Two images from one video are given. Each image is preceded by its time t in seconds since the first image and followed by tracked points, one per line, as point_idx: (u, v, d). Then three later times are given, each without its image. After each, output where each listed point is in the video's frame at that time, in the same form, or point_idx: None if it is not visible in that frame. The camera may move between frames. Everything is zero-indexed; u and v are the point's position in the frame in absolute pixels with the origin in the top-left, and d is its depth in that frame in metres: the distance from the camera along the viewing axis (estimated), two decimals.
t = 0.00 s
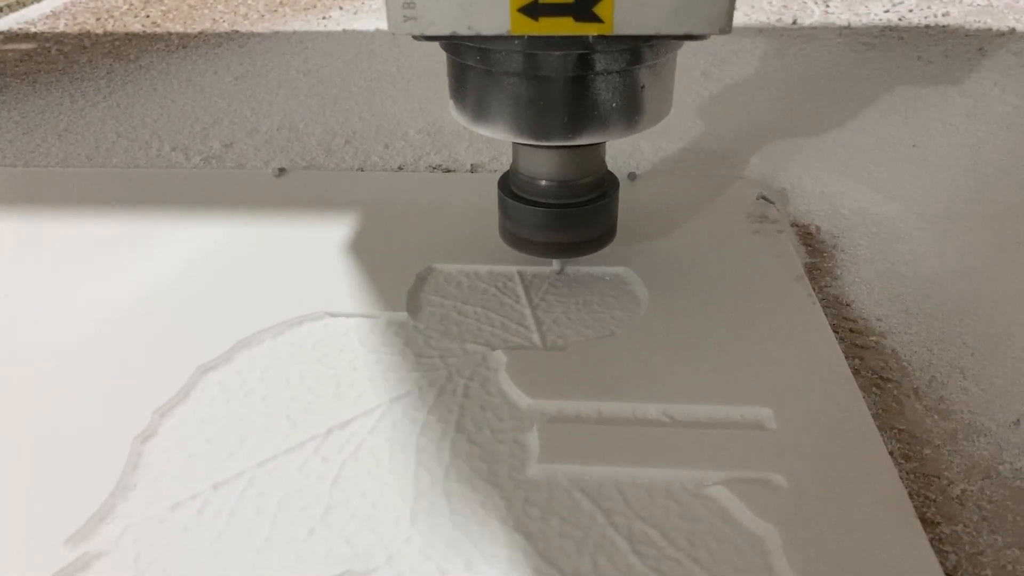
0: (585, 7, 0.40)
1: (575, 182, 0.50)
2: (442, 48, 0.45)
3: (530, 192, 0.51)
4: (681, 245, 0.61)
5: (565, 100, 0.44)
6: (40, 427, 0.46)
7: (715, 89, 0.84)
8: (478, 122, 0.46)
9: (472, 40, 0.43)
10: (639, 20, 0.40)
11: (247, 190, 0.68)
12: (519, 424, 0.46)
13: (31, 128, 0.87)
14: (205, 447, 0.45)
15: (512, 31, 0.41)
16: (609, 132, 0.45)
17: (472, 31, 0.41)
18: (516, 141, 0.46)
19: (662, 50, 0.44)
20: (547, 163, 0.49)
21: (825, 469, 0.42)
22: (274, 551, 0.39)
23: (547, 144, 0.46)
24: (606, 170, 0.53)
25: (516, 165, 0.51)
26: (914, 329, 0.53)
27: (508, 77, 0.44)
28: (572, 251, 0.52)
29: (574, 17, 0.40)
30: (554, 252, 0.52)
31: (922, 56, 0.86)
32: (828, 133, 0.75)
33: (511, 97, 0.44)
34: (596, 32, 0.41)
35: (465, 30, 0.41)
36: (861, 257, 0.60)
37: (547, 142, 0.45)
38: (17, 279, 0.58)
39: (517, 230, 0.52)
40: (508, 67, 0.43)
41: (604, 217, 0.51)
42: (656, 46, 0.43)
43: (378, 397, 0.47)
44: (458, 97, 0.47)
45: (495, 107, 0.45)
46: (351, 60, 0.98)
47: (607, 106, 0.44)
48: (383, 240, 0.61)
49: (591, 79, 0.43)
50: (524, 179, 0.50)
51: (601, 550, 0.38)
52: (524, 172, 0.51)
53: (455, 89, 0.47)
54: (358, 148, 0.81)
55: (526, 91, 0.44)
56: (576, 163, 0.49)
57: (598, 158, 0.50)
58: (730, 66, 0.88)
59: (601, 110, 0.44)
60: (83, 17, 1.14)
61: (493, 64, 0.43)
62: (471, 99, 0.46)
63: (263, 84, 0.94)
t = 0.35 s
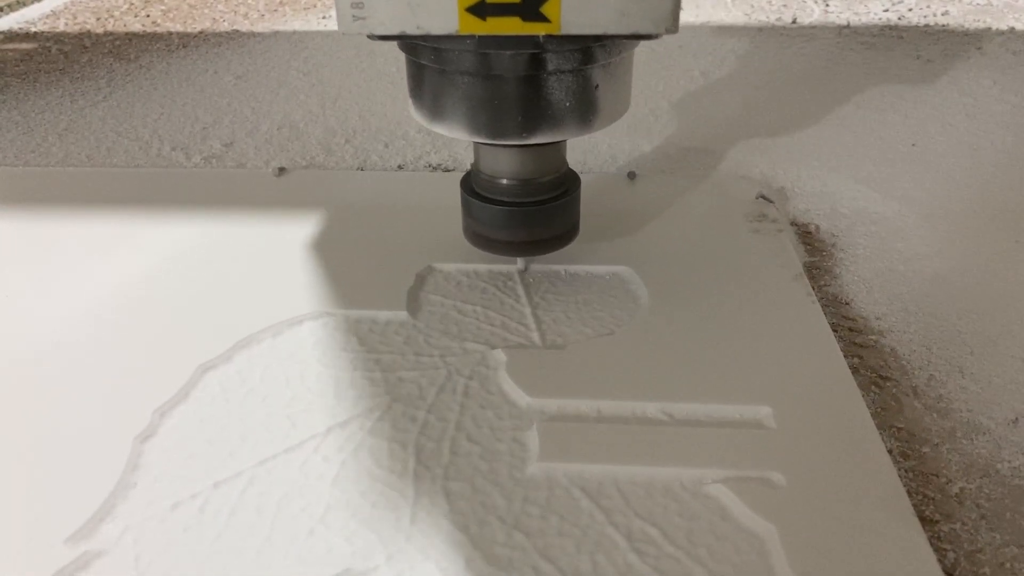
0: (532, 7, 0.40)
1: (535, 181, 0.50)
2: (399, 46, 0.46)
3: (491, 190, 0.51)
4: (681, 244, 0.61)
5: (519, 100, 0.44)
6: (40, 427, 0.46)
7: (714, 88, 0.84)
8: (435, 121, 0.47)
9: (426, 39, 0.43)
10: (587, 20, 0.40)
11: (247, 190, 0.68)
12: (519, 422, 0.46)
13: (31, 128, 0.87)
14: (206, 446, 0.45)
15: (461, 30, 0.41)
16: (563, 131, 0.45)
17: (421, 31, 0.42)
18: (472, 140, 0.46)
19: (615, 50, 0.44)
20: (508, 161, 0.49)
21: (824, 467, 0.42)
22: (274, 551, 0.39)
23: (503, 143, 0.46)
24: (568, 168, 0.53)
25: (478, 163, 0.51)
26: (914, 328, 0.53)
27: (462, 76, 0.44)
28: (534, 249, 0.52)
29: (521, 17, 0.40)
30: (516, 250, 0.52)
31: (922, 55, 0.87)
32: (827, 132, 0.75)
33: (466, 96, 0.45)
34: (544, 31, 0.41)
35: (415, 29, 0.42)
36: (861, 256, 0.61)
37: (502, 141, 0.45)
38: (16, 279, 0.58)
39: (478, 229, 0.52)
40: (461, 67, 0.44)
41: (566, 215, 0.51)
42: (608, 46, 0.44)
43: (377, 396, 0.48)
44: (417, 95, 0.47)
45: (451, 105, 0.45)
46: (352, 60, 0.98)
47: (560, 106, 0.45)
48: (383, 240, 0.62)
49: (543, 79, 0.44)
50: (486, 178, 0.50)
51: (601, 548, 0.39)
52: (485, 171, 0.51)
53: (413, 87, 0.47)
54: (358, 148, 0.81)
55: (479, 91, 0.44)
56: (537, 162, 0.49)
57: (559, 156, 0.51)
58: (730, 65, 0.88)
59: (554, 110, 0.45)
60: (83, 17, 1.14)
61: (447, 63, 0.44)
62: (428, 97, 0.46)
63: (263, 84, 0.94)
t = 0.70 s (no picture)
0: (486, 4, 0.40)
1: (501, 177, 0.50)
2: (360, 43, 0.46)
3: (457, 188, 0.51)
4: (679, 241, 0.61)
5: (478, 96, 0.44)
6: (42, 422, 0.46)
7: (713, 86, 0.85)
8: (397, 117, 0.47)
9: (383, 37, 0.43)
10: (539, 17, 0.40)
11: (247, 187, 0.68)
12: (518, 417, 0.46)
13: (33, 127, 0.88)
14: (206, 440, 0.45)
15: (415, 28, 0.41)
16: (522, 128, 0.46)
17: (376, 28, 0.42)
18: (433, 136, 0.46)
19: (572, 47, 0.44)
20: (473, 159, 0.50)
21: (820, 462, 0.42)
22: (275, 544, 0.39)
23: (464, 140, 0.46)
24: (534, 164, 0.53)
25: (444, 161, 0.51)
26: (910, 324, 0.53)
27: (421, 73, 0.44)
28: (501, 244, 0.52)
29: (475, 14, 0.40)
30: (483, 246, 0.52)
31: (920, 53, 0.87)
32: (825, 130, 0.76)
33: (425, 93, 0.45)
34: (498, 29, 0.41)
35: (369, 26, 0.41)
36: (858, 253, 0.61)
37: (462, 137, 0.46)
38: (17, 275, 0.58)
39: (445, 225, 0.52)
40: (420, 64, 0.44)
41: (532, 210, 0.52)
42: (565, 43, 0.44)
43: (377, 392, 0.48)
44: (379, 92, 0.48)
45: (411, 102, 0.45)
46: (352, 60, 0.99)
47: (519, 102, 0.45)
48: (383, 237, 0.62)
49: (501, 76, 0.44)
50: (451, 176, 0.51)
51: (598, 541, 0.39)
52: (451, 168, 0.51)
53: (375, 83, 0.47)
54: (357, 146, 0.81)
55: (438, 88, 0.44)
56: (502, 159, 0.50)
57: (524, 153, 0.51)
58: (728, 63, 0.88)
59: (513, 107, 0.45)
60: (84, 16, 1.15)
61: (405, 60, 0.44)
62: (389, 94, 0.46)
63: (264, 82, 0.94)
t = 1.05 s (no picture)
0: (435, 2, 0.40)
1: (464, 174, 0.51)
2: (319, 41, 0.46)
3: (420, 185, 0.51)
4: (678, 239, 0.61)
5: (433, 94, 0.44)
6: (43, 418, 0.47)
7: (711, 85, 0.85)
8: (355, 114, 0.47)
9: (339, 35, 0.43)
10: (490, 16, 0.41)
11: (248, 185, 0.69)
12: (517, 413, 0.46)
13: (35, 126, 0.88)
14: (207, 436, 0.45)
15: (366, 25, 0.41)
16: (479, 125, 0.46)
17: (328, 27, 0.42)
18: (391, 133, 0.47)
19: (528, 46, 0.45)
20: (436, 155, 0.50)
21: (818, 458, 0.43)
22: (276, 538, 0.40)
23: (422, 137, 0.47)
24: (496, 161, 0.53)
25: (406, 160, 0.52)
26: (908, 322, 0.54)
27: (377, 70, 0.44)
28: (464, 241, 0.52)
29: (424, 12, 0.41)
30: (447, 243, 0.52)
31: (919, 53, 0.87)
32: (823, 129, 0.76)
33: (382, 90, 0.45)
34: (448, 27, 0.41)
35: (321, 25, 0.42)
36: (856, 252, 0.61)
37: (420, 134, 0.46)
38: (18, 271, 0.59)
39: (407, 222, 0.52)
40: (375, 62, 0.44)
41: (495, 207, 0.52)
42: (520, 42, 0.44)
43: (377, 388, 0.48)
44: (340, 89, 0.48)
45: (369, 99, 0.46)
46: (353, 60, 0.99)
47: (475, 100, 0.45)
48: (384, 234, 0.62)
49: (456, 74, 0.44)
50: (414, 174, 0.51)
51: (597, 535, 0.39)
52: (414, 167, 0.51)
53: (335, 80, 0.48)
54: (358, 145, 0.82)
55: (394, 85, 0.45)
56: (464, 156, 0.50)
57: (486, 150, 0.51)
58: (728, 63, 0.89)
59: (469, 105, 0.45)
60: (85, 16, 1.15)
61: (361, 58, 0.44)
62: (347, 91, 0.47)
63: (265, 82, 0.95)
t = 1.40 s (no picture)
0: None
1: (440, 170, 0.50)
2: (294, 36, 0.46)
3: (397, 181, 0.51)
4: (677, 238, 0.61)
5: (406, 88, 0.44)
6: (41, 417, 0.47)
7: (711, 84, 0.85)
8: (330, 110, 0.47)
9: (310, 29, 0.43)
10: (457, 10, 0.41)
11: (248, 184, 0.69)
12: (517, 413, 0.46)
13: (34, 124, 0.88)
14: (206, 436, 0.45)
15: (335, 20, 0.41)
16: (452, 121, 0.46)
17: (297, 20, 0.42)
18: (365, 128, 0.47)
19: (500, 41, 0.45)
20: (413, 151, 0.50)
21: (818, 458, 0.42)
22: (275, 537, 0.40)
23: (396, 132, 0.46)
24: (474, 158, 0.53)
25: (383, 155, 0.52)
26: (908, 322, 0.54)
27: (349, 65, 0.44)
28: (441, 237, 0.52)
29: (393, 7, 0.41)
30: (424, 239, 0.52)
31: (919, 53, 0.87)
32: (823, 129, 0.76)
33: (355, 85, 0.45)
34: (417, 22, 0.41)
35: (291, 19, 0.42)
36: (856, 252, 0.61)
37: (393, 130, 0.46)
38: (16, 270, 0.59)
39: (384, 218, 0.52)
40: (347, 56, 0.44)
41: (472, 203, 0.52)
42: (492, 36, 0.44)
43: (376, 387, 0.48)
44: (315, 85, 0.48)
45: (342, 94, 0.46)
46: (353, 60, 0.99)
47: (448, 95, 0.45)
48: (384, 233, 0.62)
49: (427, 69, 0.44)
50: (391, 169, 0.51)
51: (596, 535, 0.39)
52: (390, 162, 0.51)
53: (309, 76, 0.48)
54: (358, 144, 0.81)
55: (366, 80, 0.44)
56: (441, 151, 0.50)
57: (463, 146, 0.51)
58: (728, 63, 0.88)
59: (442, 100, 0.45)
60: (85, 15, 1.15)
61: (333, 53, 0.44)
62: (321, 87, 0.47)
63: (265, 81, 0.95)
